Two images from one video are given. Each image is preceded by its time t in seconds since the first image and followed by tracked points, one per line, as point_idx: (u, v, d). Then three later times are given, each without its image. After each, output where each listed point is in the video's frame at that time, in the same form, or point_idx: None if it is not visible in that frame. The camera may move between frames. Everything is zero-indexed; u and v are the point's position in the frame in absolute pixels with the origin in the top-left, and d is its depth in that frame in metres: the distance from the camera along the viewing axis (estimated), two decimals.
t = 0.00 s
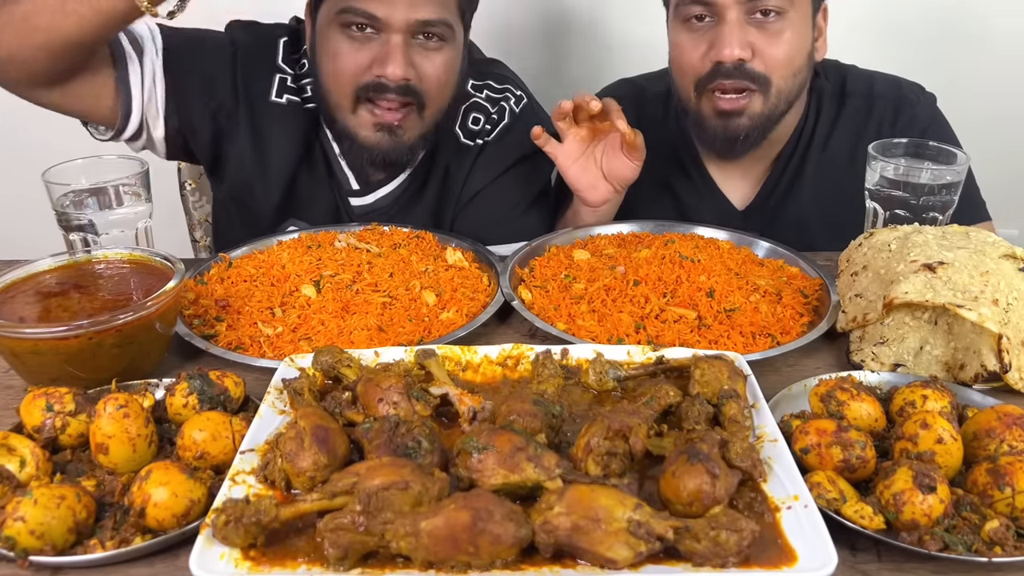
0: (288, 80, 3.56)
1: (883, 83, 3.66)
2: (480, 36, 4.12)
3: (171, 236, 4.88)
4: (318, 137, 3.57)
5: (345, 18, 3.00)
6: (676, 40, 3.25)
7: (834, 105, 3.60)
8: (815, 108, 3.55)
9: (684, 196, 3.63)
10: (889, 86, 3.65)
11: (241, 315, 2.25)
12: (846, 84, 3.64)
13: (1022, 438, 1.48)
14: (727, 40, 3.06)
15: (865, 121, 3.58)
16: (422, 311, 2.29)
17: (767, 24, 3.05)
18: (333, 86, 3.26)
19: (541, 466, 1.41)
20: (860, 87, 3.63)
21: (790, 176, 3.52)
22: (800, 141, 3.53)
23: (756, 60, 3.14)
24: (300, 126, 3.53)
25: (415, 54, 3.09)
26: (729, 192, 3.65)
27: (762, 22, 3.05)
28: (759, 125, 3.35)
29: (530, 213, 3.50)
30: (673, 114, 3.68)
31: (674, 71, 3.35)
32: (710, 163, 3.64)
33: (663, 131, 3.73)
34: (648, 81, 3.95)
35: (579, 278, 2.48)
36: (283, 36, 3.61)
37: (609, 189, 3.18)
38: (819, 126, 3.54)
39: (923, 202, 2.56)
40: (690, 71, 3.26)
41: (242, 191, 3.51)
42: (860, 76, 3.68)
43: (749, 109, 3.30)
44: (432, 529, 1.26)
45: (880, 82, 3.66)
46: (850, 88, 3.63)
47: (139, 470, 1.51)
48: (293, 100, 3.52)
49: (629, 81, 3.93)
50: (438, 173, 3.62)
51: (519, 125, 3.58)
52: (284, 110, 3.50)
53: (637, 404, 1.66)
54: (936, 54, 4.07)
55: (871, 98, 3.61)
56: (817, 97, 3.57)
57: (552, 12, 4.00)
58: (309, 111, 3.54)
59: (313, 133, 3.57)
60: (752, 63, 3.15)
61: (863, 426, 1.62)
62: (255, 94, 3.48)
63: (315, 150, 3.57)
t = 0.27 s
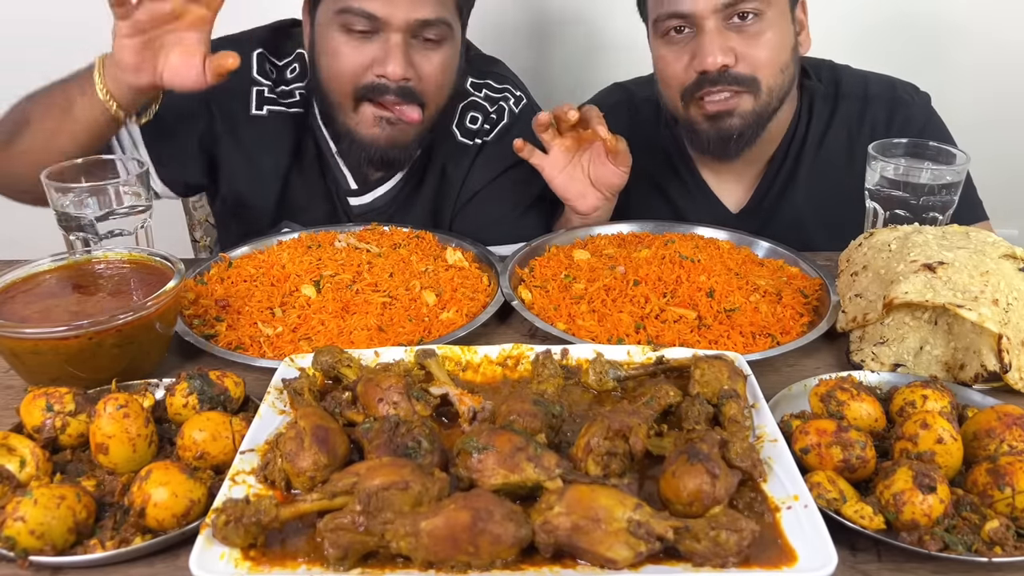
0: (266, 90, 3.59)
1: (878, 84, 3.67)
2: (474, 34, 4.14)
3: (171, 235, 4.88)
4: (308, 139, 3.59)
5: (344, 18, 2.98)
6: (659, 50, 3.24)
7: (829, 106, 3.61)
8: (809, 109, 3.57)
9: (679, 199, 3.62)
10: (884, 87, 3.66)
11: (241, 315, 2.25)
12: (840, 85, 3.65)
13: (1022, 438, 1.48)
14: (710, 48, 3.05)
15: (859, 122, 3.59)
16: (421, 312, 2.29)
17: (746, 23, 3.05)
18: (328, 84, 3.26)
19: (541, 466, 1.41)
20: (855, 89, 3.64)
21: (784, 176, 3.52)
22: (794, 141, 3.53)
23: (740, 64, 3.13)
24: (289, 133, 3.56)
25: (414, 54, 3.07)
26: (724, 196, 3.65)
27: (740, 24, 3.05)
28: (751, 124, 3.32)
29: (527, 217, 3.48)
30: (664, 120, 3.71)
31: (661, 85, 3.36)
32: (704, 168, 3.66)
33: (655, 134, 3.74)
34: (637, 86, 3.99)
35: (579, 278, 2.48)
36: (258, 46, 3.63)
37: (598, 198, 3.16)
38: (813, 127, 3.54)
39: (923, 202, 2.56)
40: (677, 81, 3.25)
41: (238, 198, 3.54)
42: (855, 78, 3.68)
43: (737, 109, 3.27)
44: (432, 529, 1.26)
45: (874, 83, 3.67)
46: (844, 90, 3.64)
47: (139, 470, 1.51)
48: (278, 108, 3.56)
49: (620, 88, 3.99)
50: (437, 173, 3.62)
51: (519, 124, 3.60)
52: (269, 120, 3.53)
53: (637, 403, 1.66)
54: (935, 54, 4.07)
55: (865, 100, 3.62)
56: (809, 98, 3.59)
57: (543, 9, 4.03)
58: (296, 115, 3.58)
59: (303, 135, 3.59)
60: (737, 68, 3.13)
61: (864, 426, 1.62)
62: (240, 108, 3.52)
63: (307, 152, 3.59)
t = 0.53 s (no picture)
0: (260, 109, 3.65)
1: (877, 82, 3.52)
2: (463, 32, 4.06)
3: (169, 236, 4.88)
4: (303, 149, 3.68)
5: (308, 32, 3.15)
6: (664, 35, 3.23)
7: (824, 105, 3.62)
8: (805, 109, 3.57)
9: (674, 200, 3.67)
10: (881, 86, 3.52)
11: (241, 315, 2.25)
12: (837, 84, 3.58)
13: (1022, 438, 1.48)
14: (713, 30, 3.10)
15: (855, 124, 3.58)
16: (422, 312, 2.29)
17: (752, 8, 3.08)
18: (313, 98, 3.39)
19: (541, 466, 1.41)
20: (852, 88, 3.57)
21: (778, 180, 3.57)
22: (788, 146, 3.56)
23: (743, 47, 3.17)
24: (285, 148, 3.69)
25: (385, 49, 3.22)
26: (722, 195, 3.67)
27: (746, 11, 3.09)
28: (750, 118, 3.44)
29: (527, 216, 3.57)
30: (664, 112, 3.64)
31: (659, 65, 3.38)
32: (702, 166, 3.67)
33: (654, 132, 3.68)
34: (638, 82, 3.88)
35: (579, 278, 2.48)
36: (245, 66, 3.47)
37: (599, 195, 3.16)
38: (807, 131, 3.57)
39: (923, 202, 2.56)
40: (678, 62, 3.28)
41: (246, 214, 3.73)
42: (854, 75, 3.53)
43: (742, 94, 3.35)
44: (432, 529, 1.26)
45: (872, 82, 3.53)
46: (841, 89, 3.59)
47: (139, 470, 1.51)
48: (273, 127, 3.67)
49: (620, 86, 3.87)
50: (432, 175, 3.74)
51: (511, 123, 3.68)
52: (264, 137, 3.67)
53: (637, 403, 1.66)
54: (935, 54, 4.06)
55: (863, 100, 3.58)
56: (806, 99, 3.58)
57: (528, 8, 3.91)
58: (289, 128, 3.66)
59: (296, 145, 3.68)
60: (740, 50, 3.17)
61: (863, 426, 1.62)
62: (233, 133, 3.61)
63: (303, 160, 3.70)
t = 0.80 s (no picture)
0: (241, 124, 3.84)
1: (879, 83, 3.66)
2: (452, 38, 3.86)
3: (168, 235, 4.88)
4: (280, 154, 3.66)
5: (263, 59, 2.99)
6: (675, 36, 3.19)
7: (828, 105, 3.62)
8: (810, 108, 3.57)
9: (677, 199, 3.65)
10: (884, 87, 3.65)
11: (241, 315, 2.25)
12: (842, 84, 3.65)
13: (1022, 438, 1.48)
14: (721, 38, 3.03)
15: (859, 124, 3.60)
16: (421, 312, 2.29)
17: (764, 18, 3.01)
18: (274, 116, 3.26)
19: (541, 466, 1.41)
20: (856, 89, 3.64)
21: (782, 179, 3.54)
22: (793, 143, 3.53)
23: (752, 56, 3.11)
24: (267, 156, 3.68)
25: (340, 68, 3.04)
26: (725, 194, 3.65)
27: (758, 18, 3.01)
28: (755, 121, 3.36)
29: (520, 216, 3.47)
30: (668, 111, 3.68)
31: (670, 67, 3.34)
32: (706, 165, 3.66)
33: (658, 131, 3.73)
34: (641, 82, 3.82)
35: (579, 278, 2.48)
36: (223, 80, 3.81)
37: (600, 197, 3.14)
38: (813, 129, 3.55)
39: (923, 202, 2.56)
40: (687, 66, 3.23)
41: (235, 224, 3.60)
42: (857, 77, 3.67)
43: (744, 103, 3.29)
44: (432, 529, 1.26)
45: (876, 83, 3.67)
46: (845, 89, 3.64)
47: (139, 470, 1.51)
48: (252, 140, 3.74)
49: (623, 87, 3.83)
50: (418, 179, 3.70)
51: (495, 121, 3.62)
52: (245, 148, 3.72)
53: (637, 403, 1.66)
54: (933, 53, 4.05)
55: (867, 100, 3.62)
56: (811, 99, 3.58)
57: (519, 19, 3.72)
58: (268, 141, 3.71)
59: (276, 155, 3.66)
60: (748, 59, 3.11)
61: (863, 426, 1.62)
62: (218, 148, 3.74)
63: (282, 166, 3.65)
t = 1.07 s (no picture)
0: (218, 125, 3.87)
1: (880, 83, 3.59)
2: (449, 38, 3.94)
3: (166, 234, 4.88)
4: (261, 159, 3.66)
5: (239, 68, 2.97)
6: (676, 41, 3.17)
7: (828, 104, 3.62)
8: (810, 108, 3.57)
9: (675, 197, 3.68)
10: (885, 87, 3.59)
11: (241, 315, 2.25)
12: (842, 83, 3.61)
13: (1022, 438, 1.48)
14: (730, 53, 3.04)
15: (859, 123, 3.63)
16: (421, 312, 2.29)
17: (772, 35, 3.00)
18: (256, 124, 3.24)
19: (541, 466, 1.41)
20: (856, 88, 3.61)
21: (781, 176, 3.58)
22: (792, 143, 3.55)
23: (760, 74, 3.11)
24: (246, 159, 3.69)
25: (316, 76, 3.05)
26: (724, 194, 3.69)
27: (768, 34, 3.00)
28: (757, 135, 3.42)
29: (510, 218, 3.44)
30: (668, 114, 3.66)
31: (676, 73, 3.33)
32: (707, 166, 3.65)
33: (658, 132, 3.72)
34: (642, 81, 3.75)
35: (579, 278, 2.49)
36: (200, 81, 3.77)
37: (599, 204, 3.15)
38: (813, 129, 3.57)
39: (923, 202, 2.56)
40: (694, 76, 3.24)
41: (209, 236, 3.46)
42: (856, 76, 3.59)
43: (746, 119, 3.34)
44: (432, 529, 1.26)
45: (876, 82, 3.61)
46: (846, 89, 3.61)
47: (139, 470, 1.51)
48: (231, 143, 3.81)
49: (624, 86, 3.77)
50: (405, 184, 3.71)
51: (478, 125, 3.59)
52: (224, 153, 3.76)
53: (637, 403, 1.66)
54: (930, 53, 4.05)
55: (866, 100, 3.61)
56: (812, 99, 3.57)
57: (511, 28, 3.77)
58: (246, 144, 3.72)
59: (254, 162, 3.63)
60: (756, 76, 3.12)
61: (863, 426, 1.62)
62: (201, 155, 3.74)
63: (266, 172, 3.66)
